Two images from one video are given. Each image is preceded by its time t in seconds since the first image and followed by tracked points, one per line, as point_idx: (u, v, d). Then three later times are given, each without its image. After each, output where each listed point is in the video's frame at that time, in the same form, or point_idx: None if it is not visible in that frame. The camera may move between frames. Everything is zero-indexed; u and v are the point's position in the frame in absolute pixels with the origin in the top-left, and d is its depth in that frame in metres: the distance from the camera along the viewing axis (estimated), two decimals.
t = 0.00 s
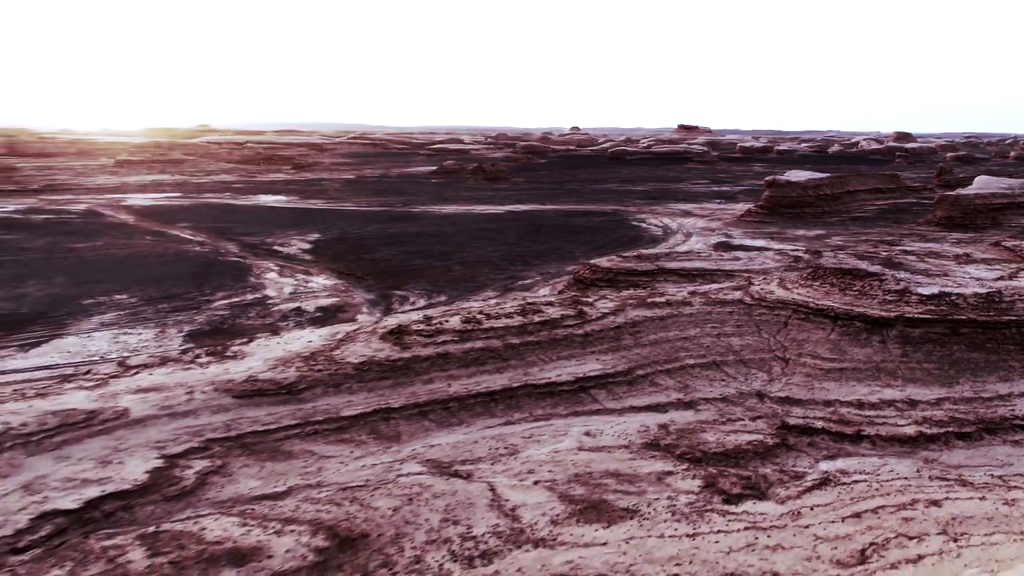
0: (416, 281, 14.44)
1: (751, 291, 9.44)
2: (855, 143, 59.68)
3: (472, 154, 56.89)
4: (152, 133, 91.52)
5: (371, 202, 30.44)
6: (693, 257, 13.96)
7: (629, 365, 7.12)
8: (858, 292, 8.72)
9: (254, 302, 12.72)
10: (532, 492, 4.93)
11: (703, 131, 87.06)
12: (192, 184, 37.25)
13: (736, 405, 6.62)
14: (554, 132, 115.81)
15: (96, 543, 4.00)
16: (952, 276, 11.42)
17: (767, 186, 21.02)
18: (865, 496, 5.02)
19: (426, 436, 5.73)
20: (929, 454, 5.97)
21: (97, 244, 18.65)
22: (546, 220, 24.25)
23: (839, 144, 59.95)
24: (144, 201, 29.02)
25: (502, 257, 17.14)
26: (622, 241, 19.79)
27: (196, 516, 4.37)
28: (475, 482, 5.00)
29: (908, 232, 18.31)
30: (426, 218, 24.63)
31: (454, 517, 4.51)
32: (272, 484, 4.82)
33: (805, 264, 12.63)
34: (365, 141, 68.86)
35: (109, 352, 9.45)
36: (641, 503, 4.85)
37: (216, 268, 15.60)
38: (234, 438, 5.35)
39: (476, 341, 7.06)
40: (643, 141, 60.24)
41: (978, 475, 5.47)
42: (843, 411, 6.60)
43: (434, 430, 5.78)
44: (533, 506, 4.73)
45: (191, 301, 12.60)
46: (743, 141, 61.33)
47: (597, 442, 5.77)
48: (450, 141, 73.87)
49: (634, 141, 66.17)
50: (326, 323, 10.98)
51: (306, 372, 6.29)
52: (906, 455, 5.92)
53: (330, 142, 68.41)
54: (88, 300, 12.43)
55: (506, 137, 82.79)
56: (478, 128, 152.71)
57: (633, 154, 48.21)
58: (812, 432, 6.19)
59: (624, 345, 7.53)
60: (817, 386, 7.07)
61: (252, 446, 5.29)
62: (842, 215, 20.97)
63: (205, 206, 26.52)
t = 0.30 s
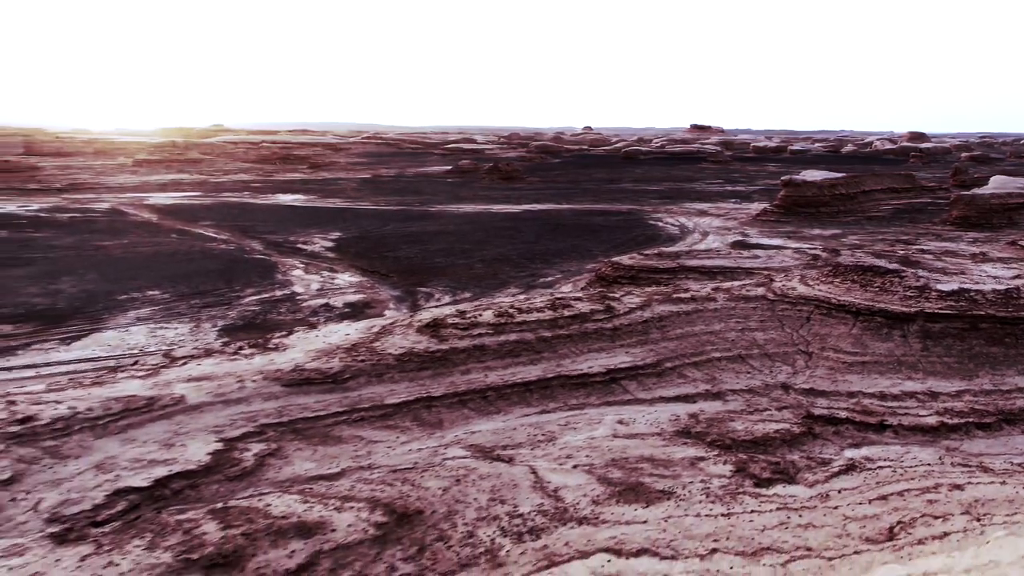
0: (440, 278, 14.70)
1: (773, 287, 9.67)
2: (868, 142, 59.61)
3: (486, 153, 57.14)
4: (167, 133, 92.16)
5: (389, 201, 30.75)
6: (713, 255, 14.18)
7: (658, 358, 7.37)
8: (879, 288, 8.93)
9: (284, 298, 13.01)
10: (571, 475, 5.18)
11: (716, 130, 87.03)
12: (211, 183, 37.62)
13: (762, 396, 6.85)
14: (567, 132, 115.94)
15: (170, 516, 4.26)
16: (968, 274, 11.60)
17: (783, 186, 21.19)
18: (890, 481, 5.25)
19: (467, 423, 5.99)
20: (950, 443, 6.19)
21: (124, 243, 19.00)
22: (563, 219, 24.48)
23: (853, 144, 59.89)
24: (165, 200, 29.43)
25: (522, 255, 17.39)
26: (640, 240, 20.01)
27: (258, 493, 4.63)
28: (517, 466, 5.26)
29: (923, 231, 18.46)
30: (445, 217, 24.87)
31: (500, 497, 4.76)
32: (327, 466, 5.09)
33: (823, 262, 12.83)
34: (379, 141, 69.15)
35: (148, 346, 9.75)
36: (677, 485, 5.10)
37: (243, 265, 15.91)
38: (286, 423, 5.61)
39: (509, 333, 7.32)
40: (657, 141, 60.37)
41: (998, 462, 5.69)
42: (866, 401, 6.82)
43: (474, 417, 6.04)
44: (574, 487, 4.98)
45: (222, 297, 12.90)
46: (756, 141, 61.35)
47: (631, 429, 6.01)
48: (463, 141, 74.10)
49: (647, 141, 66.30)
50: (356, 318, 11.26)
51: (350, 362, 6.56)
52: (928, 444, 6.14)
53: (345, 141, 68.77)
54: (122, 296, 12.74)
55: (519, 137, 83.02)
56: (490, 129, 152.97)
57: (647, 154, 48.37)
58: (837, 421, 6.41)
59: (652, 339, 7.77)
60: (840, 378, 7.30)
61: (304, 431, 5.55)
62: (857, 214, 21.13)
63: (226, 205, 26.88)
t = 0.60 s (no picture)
0: (463, 275, 14.96)
1: (795, 283, 9.90)
2: (883, 142, 59.45)
3: (500, 152, 57.37)
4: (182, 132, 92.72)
5: (407, 200, 31.08)
6: (732, 253, 14.40)
7: (685, 350, 7.60)
8: (899, 284, 9.15)
9: (312, 293, 13.31)
10: (609, 458, 5.42)
11: (729, 131, 86.98)
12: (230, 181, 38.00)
13: (787, 387, 7.09)
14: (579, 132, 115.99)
15: (236, 492, 4.53)
16: (985, 271, 11.78)
17: (799, 186, 21.35)
18: (914, 466, 5.48)
19: (505, 410, 6.24)
20: (971, 432, 6.41)
21: (150, 240, 19.33)
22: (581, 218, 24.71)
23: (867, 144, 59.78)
24: (186, 199, 29.80)
25: (542, 253, 17.65)
26: (658, 239, 20.22)
27: (315, 473, 4.89)
28: (556, 450, 5.51)
29: (940, 230, 18.61)
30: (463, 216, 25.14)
31: (543, 478, 5.01)
32: (376, 449, 5.35)
33: (842, 260, 13.04)
34: (393, 140, 69.43)
35: (187, 339, 10.05)
36: (710, 469, 5.34)
37: (269, 262, 16.21)
38: (334, 409, 5.88)
39: (542, 326, 7.57)
40: (671, 141, 60.46)
41: (1019, 450, 5.91)
42: (888, 392, 7.05)
43: (511, 406, 6.30)
44: (612, 470, 5.23)
45: (252, 292, 13.20)
46: (770, 141, 61.33)
47: (662, 417, 6.25)
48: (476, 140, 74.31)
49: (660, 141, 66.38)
50: (385, 313, 11.53)
51: (390, 353, 6.83)
52: (950, 432, 6.35)
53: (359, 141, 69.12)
54: (155, 292, 13.04)
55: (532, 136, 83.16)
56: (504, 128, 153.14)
57: (661, 153, 48.51)
58: (861, 411, 6.63)
59: (679, 332, 8.01)
60: (863, 370, 7.52)
61: (351, 417, 5.81)
62: (873, 213, 21.28)
63: (247, 204, 27.20)
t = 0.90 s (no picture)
0: (486, 273, 15.22)
1: (816, 280, 10.11)
2: (897, 143, 59.36)
3: (514, 152, 57.60)
4: (196, 132, 93.25)
5: (424, 199, 31.35)
6: (751, 251, 14.61)
7: (711, 344, 7.84)
8: (919, 280, 9.36)
9: (339, 290, 13.59)
10: (643, 444, 5.67)
11: (742, 131, 86.96)
12: (248, 181, 38.34)
13: (811, 378, 7.31)
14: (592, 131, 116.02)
15: (295, 471, 4.80)
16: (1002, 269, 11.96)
17: (815, 185, 21.51)
18: (937, 453, 5.70)
19: (541, 398, 6.49)
20: (991, 422, 6.62)
21: (177, 238, 19.67)
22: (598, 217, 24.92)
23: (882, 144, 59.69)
24: (207, 198, 30.14)
25: (562, 251, 17.89)
26: (676, 237, 20.43)
27: (365, 455, 5.15)
28: (593, 436, 5.75)
29: (956, 229, 18.76)
30: (481, 215, 25.40)
31: (582, 461, 5.26)
32: (421, 434, 5.61)
33: (860, 257, 13.23)
34: (407, 140, 69.68)
35: (223, 333, 10.35)
36: (741, 454, 5.58)
37: (295, 260, 16.51)
38: (378, 397, 6.15)
39: (572, 320, 7.83)
40: (685, 140, 60.51)
41: None
42: (909, 384, 7.27)
43: (546, 394, 6.55)
44: (647, 454, 5.47)
45: (281, 289, 13.50)
46: (784, 141, 61.30)
47: (691, 406, 6.49)
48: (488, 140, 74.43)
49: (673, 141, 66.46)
50: (412, 308, 11.80)
51: (428, 345, 7.10)
52: (970, 422, 6.57)
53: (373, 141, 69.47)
54: (187, 288, 13.35)
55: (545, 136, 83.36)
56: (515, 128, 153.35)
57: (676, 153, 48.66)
58: (883, 401, 6.85)
59: (704, 326, 8.24)
60: (884, 363, 7.74)
61: (394, 404, 6.08)
62: (889, 213, 21.44)
63: (268, 203, 27.52)
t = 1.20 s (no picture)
0: (508, 270, 15.48)
1: (836, 277, 10.33)
2: (912, 143, 59.25)
3: (529, 151, 57.83)
4: (212, 132, 93.81)
5: (442, 198, 31.63)
6: (770, 250, 14.83)
7: (736, 338, 8.07)
8: (938, 277, 9.57)
9: (365, 287, 13.88)
10: (675, 432, 5.91)
11: (756, 131, 86.93)
12: (267, 180, 38.71)
13: (834, 371, 7.54)
14: (606, 131, 116.04)
15: (348, 453, 5.07)
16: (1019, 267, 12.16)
17: (832, 185, 21.69)
18: (958, 441, 5.93)
19: (573, 388, 6.73)
20: (1010, 412, 6.83)
21: (202, 236, 19.99)
22: (615, 216, 25.13)
23: (896, 144, 59.60)
24: (227, 197, 30.48)
25: (582, 250, 18.13)
26: (694, 236, 20.64)
27: (412, 440, 5.41)
28: (626, 424, 6.00)
29: (973, 229, 18.91)
30: (500, 214, 25.66)
31: (617, 446, 5.51)
32: (462, 421, 5.88)
33: (878, 255, 13.44)
34: (420, 140, 69.86)
35: (258, 328, 10.64)
36: (769, 441, 5.81)
37: (319, 257, 16.81)
38: (418, 386, 6.41)
39: (601, 314, 8.08)
40: (699, 140, 60.58)
41: None
42: (929, 377, 7.49)
43: (579, 384, 6.80)
44: (679, 441, 5.72)
45: (309, 286, 13.79)
46: (798, 141, 61.27)
47: (719, 396, 6.73)
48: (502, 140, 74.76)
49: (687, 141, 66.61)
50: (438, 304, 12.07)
51: (463, 338, 7.37)
52: (990, 413, 6.78)
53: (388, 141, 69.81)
54: (217, 284, 13.66)
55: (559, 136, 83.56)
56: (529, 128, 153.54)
57: (690, 152, 48.81)
58: (905, 393, 7.06)
59: (728, 321, 8.48)
60: (905, 357, 7.96)
61: (435, 393, 6.34)
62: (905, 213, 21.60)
63: (288, 202, 27.84)
